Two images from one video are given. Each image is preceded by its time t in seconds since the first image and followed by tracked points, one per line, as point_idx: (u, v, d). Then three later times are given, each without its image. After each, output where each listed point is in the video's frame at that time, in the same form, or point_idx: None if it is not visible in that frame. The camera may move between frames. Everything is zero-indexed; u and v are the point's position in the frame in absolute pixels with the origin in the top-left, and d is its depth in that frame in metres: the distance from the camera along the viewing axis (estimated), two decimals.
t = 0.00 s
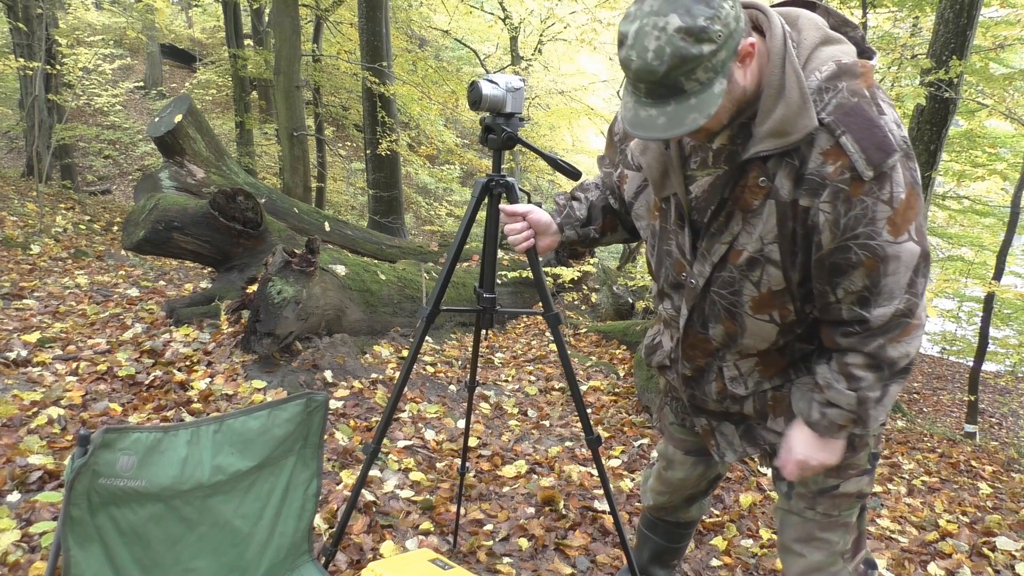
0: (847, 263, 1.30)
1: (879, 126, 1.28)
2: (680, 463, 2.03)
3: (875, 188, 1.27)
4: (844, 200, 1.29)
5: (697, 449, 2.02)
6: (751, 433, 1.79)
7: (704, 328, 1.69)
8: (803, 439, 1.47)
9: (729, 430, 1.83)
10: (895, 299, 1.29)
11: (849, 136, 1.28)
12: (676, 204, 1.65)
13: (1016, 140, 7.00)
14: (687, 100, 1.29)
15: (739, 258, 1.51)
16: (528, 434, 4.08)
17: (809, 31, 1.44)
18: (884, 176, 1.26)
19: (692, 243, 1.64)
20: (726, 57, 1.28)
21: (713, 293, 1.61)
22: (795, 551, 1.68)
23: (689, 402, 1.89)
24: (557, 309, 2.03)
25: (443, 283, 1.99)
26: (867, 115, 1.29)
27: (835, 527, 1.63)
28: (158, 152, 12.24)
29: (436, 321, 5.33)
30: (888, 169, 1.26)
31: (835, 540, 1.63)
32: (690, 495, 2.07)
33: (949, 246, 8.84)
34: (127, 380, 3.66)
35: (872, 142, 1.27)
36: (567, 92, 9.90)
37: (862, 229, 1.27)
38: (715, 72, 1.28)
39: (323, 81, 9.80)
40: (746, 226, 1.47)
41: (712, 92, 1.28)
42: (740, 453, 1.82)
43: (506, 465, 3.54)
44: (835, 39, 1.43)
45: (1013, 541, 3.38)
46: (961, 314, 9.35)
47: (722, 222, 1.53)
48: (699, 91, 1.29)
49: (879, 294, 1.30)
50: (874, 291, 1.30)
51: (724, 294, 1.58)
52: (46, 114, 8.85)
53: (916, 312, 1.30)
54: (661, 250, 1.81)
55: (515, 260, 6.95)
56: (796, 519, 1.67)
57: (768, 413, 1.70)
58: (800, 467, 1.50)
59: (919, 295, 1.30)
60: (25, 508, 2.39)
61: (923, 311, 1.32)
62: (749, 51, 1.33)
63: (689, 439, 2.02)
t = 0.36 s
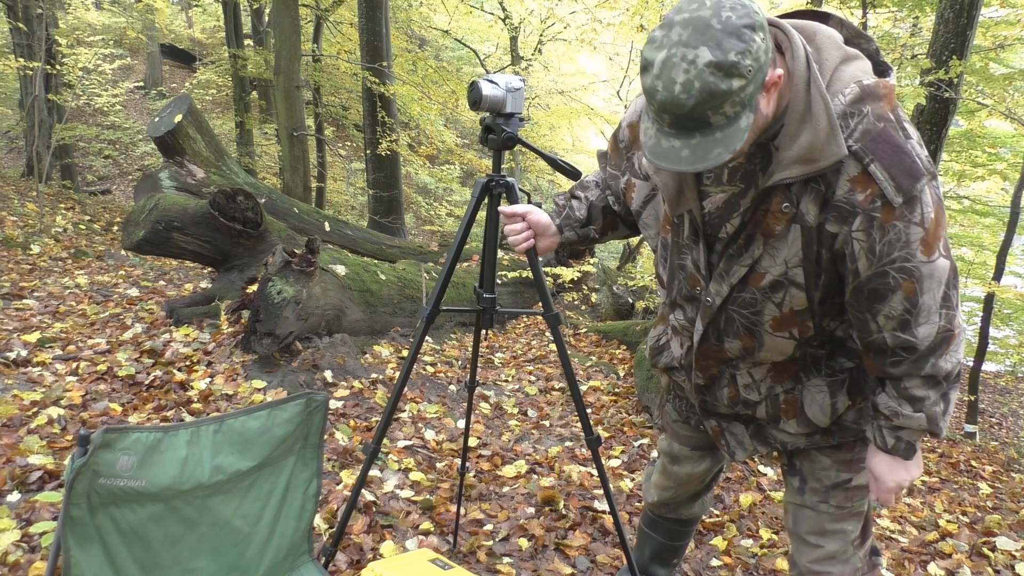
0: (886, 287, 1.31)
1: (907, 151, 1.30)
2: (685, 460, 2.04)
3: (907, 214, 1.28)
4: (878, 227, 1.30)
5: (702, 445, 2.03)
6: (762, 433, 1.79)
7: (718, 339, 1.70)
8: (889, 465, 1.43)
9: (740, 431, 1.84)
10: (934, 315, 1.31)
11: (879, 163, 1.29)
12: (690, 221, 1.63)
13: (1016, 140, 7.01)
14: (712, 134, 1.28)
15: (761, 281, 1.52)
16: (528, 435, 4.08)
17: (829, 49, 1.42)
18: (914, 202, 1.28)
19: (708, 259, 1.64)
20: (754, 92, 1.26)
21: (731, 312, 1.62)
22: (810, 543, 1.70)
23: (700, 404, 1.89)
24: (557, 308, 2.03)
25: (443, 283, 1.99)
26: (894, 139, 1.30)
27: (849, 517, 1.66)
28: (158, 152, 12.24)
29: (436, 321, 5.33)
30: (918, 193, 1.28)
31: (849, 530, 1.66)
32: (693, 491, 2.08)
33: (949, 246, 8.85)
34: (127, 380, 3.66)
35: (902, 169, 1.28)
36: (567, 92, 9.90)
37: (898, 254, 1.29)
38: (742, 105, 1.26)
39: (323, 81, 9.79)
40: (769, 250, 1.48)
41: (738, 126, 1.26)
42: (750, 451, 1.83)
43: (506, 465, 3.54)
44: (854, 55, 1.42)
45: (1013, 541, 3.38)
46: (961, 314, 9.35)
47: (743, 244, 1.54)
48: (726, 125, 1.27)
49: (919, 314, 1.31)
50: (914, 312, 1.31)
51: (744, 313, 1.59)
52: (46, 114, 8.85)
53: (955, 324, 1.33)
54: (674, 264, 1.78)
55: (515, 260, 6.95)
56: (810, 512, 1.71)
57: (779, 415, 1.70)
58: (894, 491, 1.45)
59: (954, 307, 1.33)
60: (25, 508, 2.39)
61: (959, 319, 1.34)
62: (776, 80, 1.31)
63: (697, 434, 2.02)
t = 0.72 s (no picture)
0: (880, 299, 1.33)
1: (917, 169, 1.29)
2: (687, 459, 2.04)
3: (912, 231, 1.29)
4: (882, 242, 1.30)
5: (705, 445, 2.03)
6: (768, 434, 1.80)
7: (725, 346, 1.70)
8: (829, 459, 1.52)
9: (746, 432, 1.84)
10: (920, 330, 1.36)
11: (889, 180, 1.29)
12: (698, 229, 1.64)
13: (1016, 140, 7.01)
14: (710, 156, 1.29)
15: (770, 294, 1.53)
16: (528, 435, 4.08)
17: (840, 62, 1.41)
18: (920, 219, 1.29)
19: (716, 269, 1.65)
20: (757, 120, 1.26)
21: (740, 322, 1.62)
22: (817, 542, 1.69)
23: (705, 407, 1.89)
24: (557, 309, 2.03)
25: (443, 283, 1.99)
26: (904, 156, 1.30)
27: (854, 514, 1.64)
28: (158, 152, 12.24)
29: (436, 321, 5.33)
30: (923, 212, 1.29)
31: (855, 528, 1.65)
32: (696, 490, 2.08)
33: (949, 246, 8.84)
34: (127, 380, 3.66)
35: (911, 186, 1.28)
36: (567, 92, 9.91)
37: (897, 269, 1.30)
38: (742, 133, 1.26)
39: (323, 81, 9.78)
40: (778, 264, 1.48)
41: (733, 153, 1.27)
42: (756, 451, 1.83)
43: (506, 465, 3.54)
44: (863, 68, 1.42)
45: (1013, 541, 3.38)
46: (960, 313, 9.35)
47: (751, 257, 1.53)
48: (723, 149, 1.28)
49: (906, 326, 1.35)
50: (902, 324, 1.34)
51: (752, 323, 1.60)
52: (45, 114, 8.84)
53: (939, 341, 1.38)
54: (680, 272, 1.81)
55: (515, 260, 6.95)
56: (817, 512, 1.68)
57: (785, 419, 1.71)
58: (827, 483, 1.54)
59: (942, 325, 1.38)
60: (25, 508, 2.39)
61: (943, 337, 1.40)
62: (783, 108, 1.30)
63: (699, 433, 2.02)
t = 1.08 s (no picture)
0: (881, 303, 1.32)
1: (918, 171, 1.28)
2: (687, 458, 2.04)
3: (912, 233, 1.27)
4: (880, 243, 1.29)
5: (705, 443, 2.03)
6: (766, 434, 1.80)
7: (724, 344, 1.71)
8: (850, 475, 1.47)
9: (745, 432, 1.84)
10: (925, 334, 1.32)
11: (890, 182, 1.27)
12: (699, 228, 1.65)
13: (1016, 140, 7.01)
14: (677, 152, 1.33)
15: (769, 294, 1.53)
16: (528, 435, 4.07)
17: (844, 64, 1.41)
18: (920, 221, 1.27)
19: (716, 268, 1.66)
20: (730, 130, 1.27)
21: (739, 321, 1.63)
22: (815, 543, 1.70)
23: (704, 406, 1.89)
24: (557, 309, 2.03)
25: (443, 283, 1.98)
26: (906, 157, 1.28)
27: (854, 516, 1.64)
28: (158, 152, 12.24)
29: (436, 321, 5.33)
30: (925, 213, 1.27)
31: (854, 529, 1.65)
32: (696, 490, 2.08)
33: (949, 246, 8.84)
34: (127, 380, 3.66)
35: (912, 188, 1.26)
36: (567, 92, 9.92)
37: (898, 271, 1.28)
38: (711, 139, 1.28)
39: (323, 81, 9.78)
40: (778, 264, 1.49)
41: (697, 156, 1.30)
42: (755, 451, 1.83)
43: (506, 465, 3.54)
44: (866, 69, 1.41)
45: (1013, 541, 3.38)
46: (961, 313, 9.34)
47: (751, 257, 1.54)
48: (691, 149, 1.31)
49: (909, 331, 1.32)
50: (905, 329, 1.32)
51: (751, 323, 1.60)
52: (45, 114, 8.85)
53: (944, 345, 1.34)
54: (681, 272, 1.83)
55: (515, 260, 6.96)
56: (815, 512, 1.70)
57: (784, 418, 1.70)
58: (855, 499, 1.49)
59: (946, 328, 1.34)
60: (25, 508, 2.39)
61: (949, 342, 1.35)
62: (764, 127, 1.30)
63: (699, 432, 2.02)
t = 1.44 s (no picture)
0: (868, 303, 1.32)
1: (907, 172, 1.27)
2: (686, 457, 2.04)
3: (899, 233, 1.27)
4: (867, 244, 1.29)
5: (704, 442, 2.03)
6: (765, 434, 1.80)
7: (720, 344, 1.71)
8: (834, 476, 1.47)
9: (744, 432, 1.84)
10: (914, 337, 1.32)
11: (877, 182, 1.27)
12: (694, 229, 1.66)
13: (1016, 140, 7.01)
14: (648, 141, 1.35)
15: (761, 293, 1.53)
16: (528, 435, 4.07)
17: (836, 64, 1.41)
18: (908, 222, 1.27)
19: (711, 267, 1.66)
20: (702, 133, 1.28)
21: (734, 321, 1.63)
22: (814, 543, 1.69)
23: (702, 405, 1.90)
24: (557, 309, 2.03)
25: (443, 283, 1.99)
26: (895, 157, 1.28)
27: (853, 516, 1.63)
28: (158, 152, 12.24)
29: (436, 321, 5.33)
30: (912, 215, 1.27)
31: (853, 530, 1.64)
32: (695, 488, 2.08)
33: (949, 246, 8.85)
34: (127, 380, 3.66)
35: (900, 189, 1.26)
36: (567, 92, 9.92)
37: (885, 272, 1.29)
38: (681, 135, 1.30)
39: (323, 81, 9.78)
40: (770, 264, 1.49)
41: (663, 149, 1.33)
42: (754, 451, 1.83)
43: (506, 465, 3.54)
44: (859, 70, 1.41)
45: (1013, 541, 3.38)
46: (960, 313, 9.34)
47: (744, 257, 1.55)
48: (660, 140, 1.33)
49: (898, 333, 1.32)
50: (893, 330, 1.32)
51: (745, 323, 1.61)
52: (45, 114, 8.84)
53: (933, 349, 1.34)
54: (677, 271, 1.83)
55: (515, 260, 6.96)
56: (814, 512, 1.70)
57: (782, 419, 1.70)
58: (837, 502, 1.49)
59: (937, 333, 1.34)
60: (25, 508, 2.39)
61: (940, 346, 1.35)
62: (736, 136, 1.31)
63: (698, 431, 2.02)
